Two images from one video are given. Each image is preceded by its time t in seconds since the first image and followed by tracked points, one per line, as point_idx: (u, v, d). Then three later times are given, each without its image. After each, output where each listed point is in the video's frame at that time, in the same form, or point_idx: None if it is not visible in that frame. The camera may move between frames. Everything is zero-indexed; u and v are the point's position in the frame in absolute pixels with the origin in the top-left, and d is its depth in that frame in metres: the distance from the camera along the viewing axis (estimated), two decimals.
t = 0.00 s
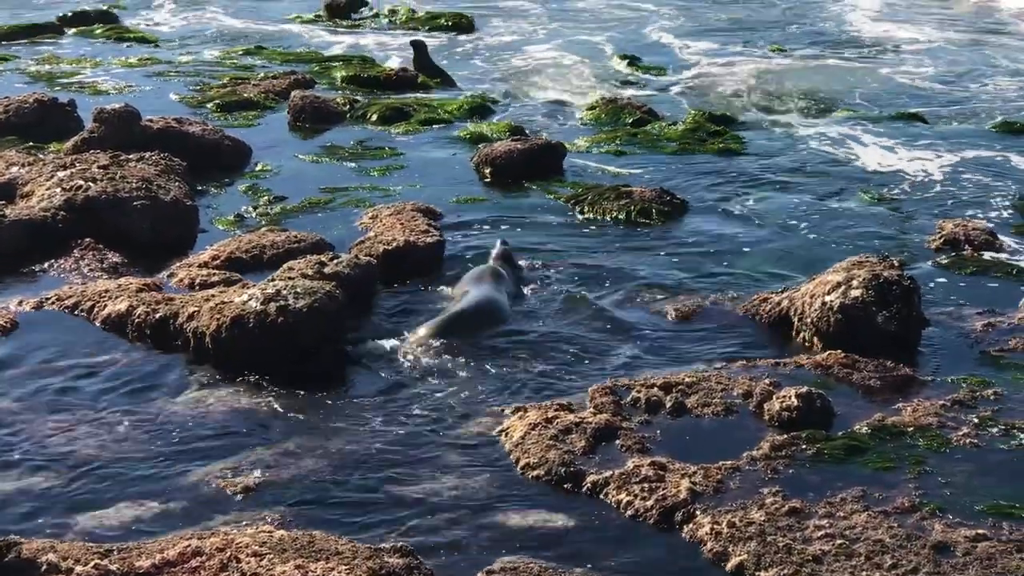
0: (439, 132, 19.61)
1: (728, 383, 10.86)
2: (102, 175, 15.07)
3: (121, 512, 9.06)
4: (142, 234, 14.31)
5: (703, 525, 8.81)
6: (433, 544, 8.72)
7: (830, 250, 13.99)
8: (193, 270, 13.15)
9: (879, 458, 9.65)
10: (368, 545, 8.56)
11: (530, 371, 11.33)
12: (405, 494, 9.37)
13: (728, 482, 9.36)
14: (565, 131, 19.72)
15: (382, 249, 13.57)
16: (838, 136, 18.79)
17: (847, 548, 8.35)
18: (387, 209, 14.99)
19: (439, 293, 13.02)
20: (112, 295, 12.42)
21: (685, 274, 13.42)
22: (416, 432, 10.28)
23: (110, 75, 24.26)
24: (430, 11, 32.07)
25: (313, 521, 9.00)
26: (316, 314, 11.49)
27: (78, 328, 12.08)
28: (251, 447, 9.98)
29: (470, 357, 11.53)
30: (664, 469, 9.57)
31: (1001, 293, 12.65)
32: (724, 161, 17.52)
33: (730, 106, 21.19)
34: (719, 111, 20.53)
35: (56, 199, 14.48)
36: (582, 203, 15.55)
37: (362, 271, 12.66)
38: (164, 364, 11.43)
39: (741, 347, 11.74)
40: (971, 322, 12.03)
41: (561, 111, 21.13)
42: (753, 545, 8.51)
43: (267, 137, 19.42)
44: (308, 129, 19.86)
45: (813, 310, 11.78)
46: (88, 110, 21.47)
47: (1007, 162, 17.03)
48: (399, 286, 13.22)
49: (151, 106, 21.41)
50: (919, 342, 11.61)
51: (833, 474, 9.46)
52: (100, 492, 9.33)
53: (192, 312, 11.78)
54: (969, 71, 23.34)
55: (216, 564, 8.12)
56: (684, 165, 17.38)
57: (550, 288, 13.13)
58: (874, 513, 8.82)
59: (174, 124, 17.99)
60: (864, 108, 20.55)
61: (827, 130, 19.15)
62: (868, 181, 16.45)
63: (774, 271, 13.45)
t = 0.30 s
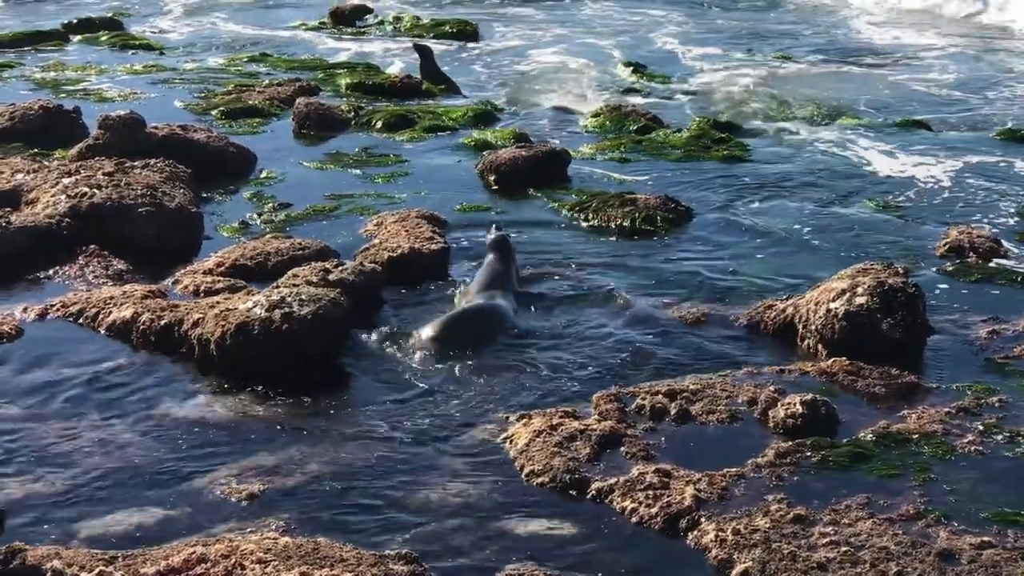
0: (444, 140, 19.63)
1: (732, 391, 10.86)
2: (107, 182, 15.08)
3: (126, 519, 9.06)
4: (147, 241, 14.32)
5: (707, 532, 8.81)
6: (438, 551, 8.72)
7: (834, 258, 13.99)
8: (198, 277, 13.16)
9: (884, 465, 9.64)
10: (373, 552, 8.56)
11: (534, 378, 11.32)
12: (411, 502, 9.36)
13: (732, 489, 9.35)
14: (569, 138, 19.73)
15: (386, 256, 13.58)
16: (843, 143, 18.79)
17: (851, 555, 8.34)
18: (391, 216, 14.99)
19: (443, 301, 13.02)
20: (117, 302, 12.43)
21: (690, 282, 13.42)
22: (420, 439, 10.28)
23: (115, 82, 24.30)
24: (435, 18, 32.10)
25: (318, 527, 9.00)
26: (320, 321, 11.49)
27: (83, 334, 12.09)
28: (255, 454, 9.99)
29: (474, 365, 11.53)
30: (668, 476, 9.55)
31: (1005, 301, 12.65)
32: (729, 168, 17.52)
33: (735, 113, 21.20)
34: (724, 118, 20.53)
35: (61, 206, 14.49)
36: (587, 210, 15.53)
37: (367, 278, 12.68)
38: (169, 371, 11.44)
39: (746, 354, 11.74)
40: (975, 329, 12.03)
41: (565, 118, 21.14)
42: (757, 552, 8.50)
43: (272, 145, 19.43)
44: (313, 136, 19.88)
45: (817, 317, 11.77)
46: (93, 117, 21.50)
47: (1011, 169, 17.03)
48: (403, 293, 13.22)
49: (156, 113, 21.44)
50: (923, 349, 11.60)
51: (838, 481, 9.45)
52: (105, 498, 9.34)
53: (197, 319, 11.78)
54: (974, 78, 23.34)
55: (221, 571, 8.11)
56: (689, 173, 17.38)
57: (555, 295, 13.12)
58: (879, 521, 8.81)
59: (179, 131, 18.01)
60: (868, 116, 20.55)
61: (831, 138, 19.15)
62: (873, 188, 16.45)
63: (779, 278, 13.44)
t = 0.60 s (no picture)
0: (451, 146, 19.64)
1: (740, 397, 10.85)
2: (115, 187, 15.09)
3: (134, 524, 9.06)
4: (155, 246, 14.32)
5: (715, 537, 8.80)
6: (446, 556, 8.71)
7: (842, 263, 13.98)
8: (205, 283, 13.18)
9: (892, 471, 9.63)
10: (380, 557, 8.55)
11: (542, 384, 11.32)
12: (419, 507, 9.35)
13: (740, 495, 9.34)
14: (576, 144, 19.74)
15: (393, 262, 13.58)
16: (851, 150, 18.78)
17: (859, 561, 8.33)
18: (399, 222, 15.00)
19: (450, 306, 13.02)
20: (125, 307, 12.45)
21: (698, 288, 13.42)
22: (427, 444, 10.28)
23: (123, 88, 24.34)
24: (443, 24, 32.13)
25: (326, 533, 9.00)
26: (328, 326, 11.49)
27: (91, 339, 12.11)
28: (263, 459, 9.99)
29: (482, 370, 11.54)
30: (676, 481, 9.55)
31: (1013, 307, 12.65)
32: (737, 174, 17.53)
33: (742, 119, 21.20)
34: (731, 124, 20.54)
35: (69, 211, 14.51)
36: (594, 216, 15.51)
37: (374, 283, 12.69)
38: (177, 376, 11.45)
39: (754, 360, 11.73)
40: (983, 335, 12.02)
41: (573, 124, 21.16)
42: (765, 557, 8.50)
43: (279, 150, 19.45)
44: (321, 142, 19.91)
45: (825, 322, 11.77)
46: (101, 122, 21.54)
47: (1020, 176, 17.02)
48: (410, 299, 13.23)
49: (164, 119, 21.48)
50: (930, 355, 11.59)
51: (846, 487, 9.44)
52: (113, 503, 9.34)
53: (205, 324, 11.79)
54: (982, 84, 23.33)
55: None
56: (697, 179, 17.38)
57: (562, 301, 13.12)
58: (887, 527, 8.80)
59: (187, 137, 18.04)
60: (876, 121, 20.54)
61: (840, 144, 19.14)
62: (882, 194, 16.44)
63: (787, 284, 13.44)
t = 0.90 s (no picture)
0: (457, 151, 19.65)
1: (746, 402, 10.83)
2: (121, 192, 15.11)
3: (140, 528, 9.06)
4: (161, 251, 14.36)
5: (721, 543, 8.79)
6: (452, 562, 8.70)
7: (849, 269, 13.97)
8: (211, 288, 13.19)
9: (898, 477, 9.62)
10: (386, 562, 8.53)
11: (548, 389, 11.32)
12: (426, 512, 9.35)
13: (746, 501, 9.33)
14: (582, 149, 19.74)
15: (400, 267, 13.60)
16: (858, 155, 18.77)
17: (865, 567, 8.32)
18: (405, 227, 15.02)
19: (456, 311, 13.02)
20: (131, 311, 12.46)
21: (704, 293, 13.41)
22: (433, 450, 10.28)
23: (129, 93, 24.38)
24: (449, 29, 32.13)
25: (331, 538, 8.99)
26: (334, 331, 11.49)
27: (97, 344, 12.12)
28: (269, 464, 9.99)
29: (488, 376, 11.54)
30: (682, 487, 9.53)
31: (1019, 313, 12.64)
32: (743, 179, 17.52)
33: (749, 124, 21.20)
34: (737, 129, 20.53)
35: (76, 216, 14.53)
36: (600, 221, 15.52)
37: (381, 288, 12.69)
38: (182, 381, 11.45)
39: (760, 367, 11.72)
40: (990, 341, 12.00)
41: (578, 129, 21.16)
42: (771, 563, 8.49)
43: (285, 155, 19.48)
44: (327, 147, 19.93)
45: (831, 328, 11.76)
46: (107, 127, 21.57)
47: None
48: (416, 304, 13.22)
49: (170, 123, 21.51)
50: (936, 360, 11.58)
51: (852, 493, 9.43)
52: (119, 508, 9.34)
53: (211, 329, 11.80)
54: (989, 90, 23.30)
55: None
56: (703, 184, 17.38)
57: (568, 307, 13.12)
58: (893, 533, 8.78)
59: (193, 142, 18.06)
60: (882, 127, 20.53)
61: (846, 150, 19.13)
62: (888, 200, 16.43)
63: (794, 289, 13.43)
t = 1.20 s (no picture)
0: (455, 155, 19.66)
1: (744, 406, 10.83)
2: (119, 196, 15.10)
3: (137, 533, 9.04)
4: (159, 255, 14.36)
5: (719, 547, 8.78)
6: (450, 566, 8.69)
7: (847, 273, 13.98)
8: (209, 291, 13.18)
9: (896, 481, 9.62)
10: (384, 566, 8.53)
11: (545, 393, 11.32)
12: (423, 516, 9.34)
13: (744, 505, 9.33)
14: (580, 153, 19.75)
15: (398, 271, 13.61)
16: (855, 158, 18.80)
17: (863, 571, 8.32)
18: (403, 230, 15.02)
19: (453, 315, 13.02)
20: (129, 315, 12.45)
21: (702, 297, 13.41)
22: (431, 454, 10.27)
23: (127, 97, 24.37)
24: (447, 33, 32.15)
25: (330, 542, 8.98)
26: (333, 335, 11.49)
27: (95, 348, 12.11)
28: (266, 468, 9.97)
29: (487, 381, 11.52)
30: (680, 491, 9.53)
31: (1016, 317, 12.65)
32: (741, 183, 17.54)
33: (746, 128, 21.23)
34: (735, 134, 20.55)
35: (73, 219, 14.52)
36: (598, 225, 15.53)
37: (379, 292, 12.69)
38: (180, 385, 11.44)
39: (758, 370, 11.72)
40: (987, 345, 12.01)
41: (576, 133, 21.18)
42: (769, 567, 8.49)
43: (283, 159, 19.47)
44: (325, 151, 19.93)
45: (829, 332, 11.76)
46: (105, 131, 21.56)
47: None
48: (414, 308, 13.21)
49: (168, 127, 21.51)
50: (935, 364, 11.58)
51: (850, 497, 9.43)
52: (117, 512, 9.32)
53: (209, 333, 11.79)
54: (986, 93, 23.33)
55: None
56: (701, 188, 17.39)
57: (566, 310, 13.12)
58: (891, 536, 8.78)
59: (191, 145, 18.05)
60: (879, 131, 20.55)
61: (844, 154, 19.15)
62: (886, 204, 16.44)
63: (792, 293, 13.44)
